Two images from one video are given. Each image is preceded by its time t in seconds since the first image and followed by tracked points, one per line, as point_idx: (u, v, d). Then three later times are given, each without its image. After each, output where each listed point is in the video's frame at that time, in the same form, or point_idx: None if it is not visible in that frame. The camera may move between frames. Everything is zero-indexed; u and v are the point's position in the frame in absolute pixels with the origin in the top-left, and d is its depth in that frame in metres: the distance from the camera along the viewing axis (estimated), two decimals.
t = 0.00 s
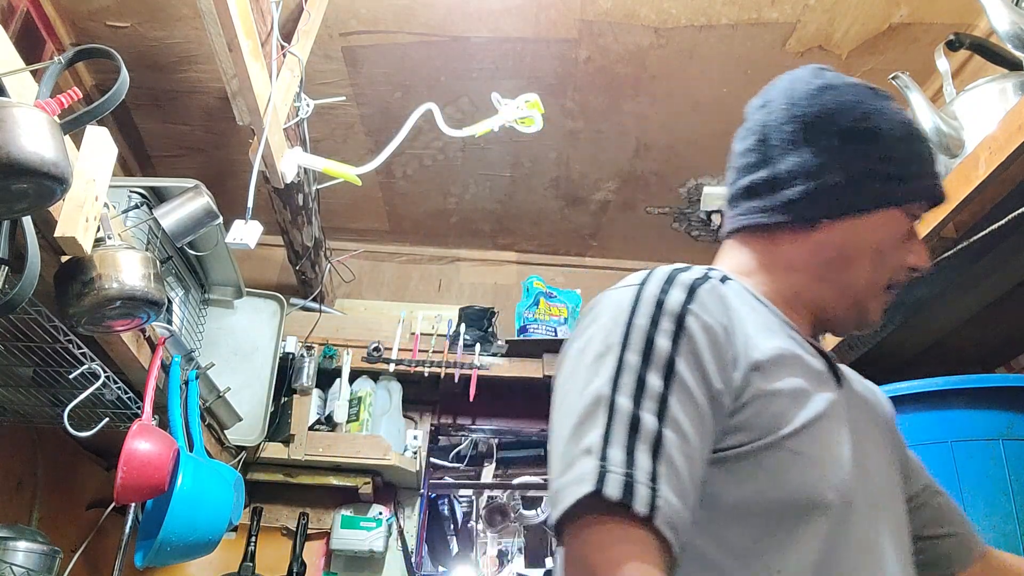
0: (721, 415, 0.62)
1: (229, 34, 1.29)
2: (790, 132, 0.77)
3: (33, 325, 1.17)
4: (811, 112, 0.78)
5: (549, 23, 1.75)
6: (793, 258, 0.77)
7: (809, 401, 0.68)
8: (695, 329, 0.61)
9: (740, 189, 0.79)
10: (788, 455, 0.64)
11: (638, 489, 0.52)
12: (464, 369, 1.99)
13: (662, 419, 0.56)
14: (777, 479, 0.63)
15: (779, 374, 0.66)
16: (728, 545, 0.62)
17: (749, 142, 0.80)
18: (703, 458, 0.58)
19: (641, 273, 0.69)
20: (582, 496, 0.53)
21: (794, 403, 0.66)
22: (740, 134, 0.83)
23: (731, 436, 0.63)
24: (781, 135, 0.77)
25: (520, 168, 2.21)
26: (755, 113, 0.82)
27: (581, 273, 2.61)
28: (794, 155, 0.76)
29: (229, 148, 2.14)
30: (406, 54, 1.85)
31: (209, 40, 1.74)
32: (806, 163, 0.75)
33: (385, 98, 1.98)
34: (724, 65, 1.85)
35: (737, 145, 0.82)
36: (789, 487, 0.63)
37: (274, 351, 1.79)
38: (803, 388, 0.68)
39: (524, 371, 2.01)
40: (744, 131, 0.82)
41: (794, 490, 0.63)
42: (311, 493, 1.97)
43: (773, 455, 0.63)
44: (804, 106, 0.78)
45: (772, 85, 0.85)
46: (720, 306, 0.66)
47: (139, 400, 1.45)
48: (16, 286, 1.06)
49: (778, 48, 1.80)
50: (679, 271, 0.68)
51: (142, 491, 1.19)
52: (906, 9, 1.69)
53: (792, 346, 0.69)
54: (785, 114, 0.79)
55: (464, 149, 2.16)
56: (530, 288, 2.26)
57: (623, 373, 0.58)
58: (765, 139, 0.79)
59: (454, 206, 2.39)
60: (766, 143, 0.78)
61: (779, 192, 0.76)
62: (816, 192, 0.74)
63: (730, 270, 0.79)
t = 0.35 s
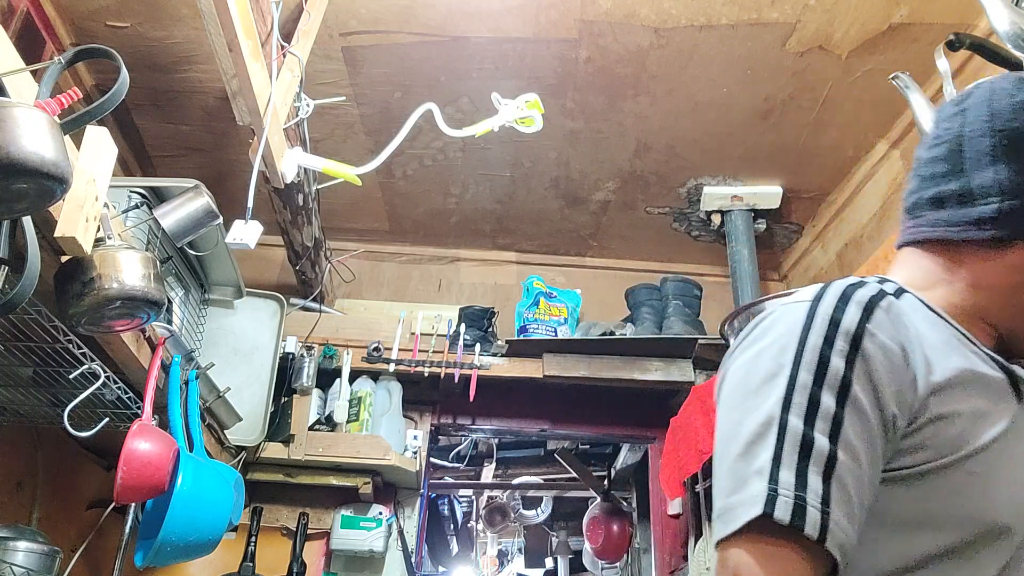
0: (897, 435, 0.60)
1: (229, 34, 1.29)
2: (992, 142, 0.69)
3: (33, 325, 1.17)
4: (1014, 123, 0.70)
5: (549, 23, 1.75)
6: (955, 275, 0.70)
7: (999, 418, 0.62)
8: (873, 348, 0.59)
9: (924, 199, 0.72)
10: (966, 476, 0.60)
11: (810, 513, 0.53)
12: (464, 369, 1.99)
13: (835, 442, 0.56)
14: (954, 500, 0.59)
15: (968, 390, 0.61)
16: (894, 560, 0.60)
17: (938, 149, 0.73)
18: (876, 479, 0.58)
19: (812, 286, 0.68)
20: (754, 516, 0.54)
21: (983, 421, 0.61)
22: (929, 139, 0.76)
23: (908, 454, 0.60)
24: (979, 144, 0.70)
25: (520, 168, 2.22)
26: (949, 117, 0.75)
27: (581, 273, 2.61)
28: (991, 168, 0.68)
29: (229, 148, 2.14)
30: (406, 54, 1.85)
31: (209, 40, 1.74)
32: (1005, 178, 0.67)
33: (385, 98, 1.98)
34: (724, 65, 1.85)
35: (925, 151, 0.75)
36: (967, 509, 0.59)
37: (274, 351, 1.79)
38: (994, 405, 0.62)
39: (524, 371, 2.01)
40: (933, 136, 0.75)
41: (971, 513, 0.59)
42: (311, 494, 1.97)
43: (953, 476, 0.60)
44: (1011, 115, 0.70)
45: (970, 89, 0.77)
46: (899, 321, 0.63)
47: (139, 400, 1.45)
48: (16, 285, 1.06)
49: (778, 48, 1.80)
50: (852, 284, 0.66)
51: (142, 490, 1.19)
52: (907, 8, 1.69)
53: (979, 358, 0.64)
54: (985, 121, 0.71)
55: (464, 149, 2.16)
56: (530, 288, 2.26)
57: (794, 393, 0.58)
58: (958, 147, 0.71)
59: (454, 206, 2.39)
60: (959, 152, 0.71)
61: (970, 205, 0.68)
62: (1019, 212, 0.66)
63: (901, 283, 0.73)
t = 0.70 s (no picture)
0: (953, 428, 0.58)
1: (229, 34, 1.29)
2: None
3: (33, 325, 1.17)
4: None
5: (549, 23, 1.75)
6: (1004, 268, 0.65)
7: None
8: (930, 339, 0.58)
9: (969, 191, 0.67)
10: None
11: (868, 504, 0.52)
12: (463, 369, 1.99)
13: (892, 433, 0.54)
14: (1010, 494, 0.58)
15: None
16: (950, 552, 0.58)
17: (988, 139, 0.68)
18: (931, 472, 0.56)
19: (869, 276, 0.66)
20: (811, 507, 0.53)
21: None
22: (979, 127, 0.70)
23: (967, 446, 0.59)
24: None
25: (520, 168, 2.22)
26: (1003, 102, 0.69)
27: (581, 273, 2.61)
28: None
29: (229, 148, 2.14)
30: (406, 55, 1.85)
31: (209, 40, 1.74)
32: None
33: (385, 98, 1.98)
34: (724, 65, 1.85)
35: (974, 140, 0.70)
36: None
37: (274, 351, 1.79)
38: None
39: (524, 371, 2.01)
40: (984, 125, 0.69)
41: None
42: (311, 494, 1.97)
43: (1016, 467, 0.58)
44: None
45: None
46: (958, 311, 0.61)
47: (139, 400, 1.45)
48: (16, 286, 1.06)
49: (778, 48, 1.80)
50: (906, 276, 0.63)
51: (142, 491, 1.19)
52: (907, 8, 1.69)
53: None
54: None
55: (464, 149, 2.16)
56: (530, 288, 2.26)
57: (851, 384, 0.56)
58: (1010, 137, 0.66)
59: (454, 206, 2.39)
60: (1009, 143, 0.65)
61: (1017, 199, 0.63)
62: None
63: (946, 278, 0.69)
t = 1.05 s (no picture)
0: (871, 440, 0.63)
1: (229, 34, 1.29)
2: (1001, 135, 0.70)
3: (33, 325, 1.17)
4: None
5: (549, 23, 1.75)
6: (959, 271, 0.72)
7: (979, 421, 0.65)
8: (849, 354, 0.63)
9: (931, 192, 0.73)
10: (945, 478, 0.63)
11: (772, 518, 0.57)
12: (463, 369, 1.99)
13: (806, 447, 0.60)
14: (932, 504, 0.62)
15: (945, 393, 0.65)
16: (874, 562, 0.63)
17: (947, 139, 0.74)
18: (847, 482, 0.62)
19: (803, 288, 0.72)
20: (718, 521, 0.59)
21: (960, 425, 0.64)
22: (938, 126, 0.76)
23: (886, 457, 0.64)
24: (987, 139, 0.70)
25: (520, 168, 2.22)
26: (959, 105, 0.75)
27: (581, 273, 2.61)
28: (999, 164, 0.69)
29: (229, 148, 2.14)
30: (407, 55, 1.85)
31: (209, 40, 1.74)
32: (1013, 174, 0.68)
33: (385, 98, 1.98)
34: (724, 65, 1.85)
35: (934, 139, 0.76)
36: (946, 513, 0.62)
37: (274, 351, 1.79)
38: (973, 408, 0.65)
39: (524, 371, 2.01)
40: (943, 124, 0.75)
41: (950, 516, 0.62)
42: (311, 493, 1.97)
43: (933, 478, 0.63)
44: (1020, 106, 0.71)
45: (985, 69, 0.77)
46: (880, 327, 0.67)
47: (139, 399, 1.45)
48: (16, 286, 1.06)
49: (778, 48, 1.80)
50: (840, 289, 0.69)
51: (142, 491, 1.19)
52: (907, 9, 1.69)
53: (966, 361, 0.67)
54: (994, 112, 0.71)
55: (464, 149, 2.16)
56: (530, 288, 2.26)
57: (769, 399, 0.62)
58: (965, 139, 0.72)
59: (454, 206, 2.39)
60: (968, 144, 0.72)
61: (977, 201, 0.70)
62: None
63: (904, 276, 0.76)
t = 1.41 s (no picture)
0: (781, 423, 0.65)
1: (229, 34, 1.29)
2: (864, 127, 0.77)
3: (33, 325, 1.17)
4: (882, 108, 0.77)
5: (549, 23, 1.75)
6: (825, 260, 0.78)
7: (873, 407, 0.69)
8: (759, 334, 0.65)
9: (801, 180, 0.78)
10: (848, 465, 0.66)
11: (705, 506, 0.57)
12: (463, 369, 1.99)
13: (724, 428, 0.61)
14: (836, 490, 0.65)
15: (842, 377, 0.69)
16: (786, 557, 0.65)
17: (814, 131, 0.80)
18: (761, 466, 0.63)
19: (700, 268, 0.73)
20: (650, 511, 0.57)
21: (858, 409, 0.68)
22: (804, 118, 0.82)
23: (789, 443, 0.66)
24: (851, 131, 0.77)
25: (520, 168, 2.22)
26: (823, 99, 0.82)
27: (581, 273, 2.61)
28: (862, 154, 0.76)
29: (229, 148, 2.14)
30: (407, 55, 1.85)
31: (209, 40, 1.74)
32: (875, 163, 0.75)
33: (385, 98, 1.98)
34: (723, 64, 1.85)
35: (801, 131, 0.81)
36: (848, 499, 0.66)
37: (274, 351, 1.79)
38: (864, 393, 0.69)
39: (524, 371, 2.01)
40: (809, 117, 0.81)
41: (852, 501, 0.66)
42: (311, 493, 1.97)
43: (835, 465, 0.66)
44: (878, 101, 0.78)
45: (840, 69, 0.85)
46: (783, 308, 0.69)
47: (139, 400, 1.45)
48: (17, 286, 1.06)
49: (778, 48, 1.80)
50: (740, 269, 0.71)
51: (142, 491, 1.19)
52: (907, 9, 1.69)
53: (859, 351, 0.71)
54: (857, 105, 0.78)
55: (464, 149, 2.16)
56: (530, 288, 2.27)
57: (686, 379, 0.62)
58: (832, 130, 0.78)
59: (454, 206, 2.39)
60: (834, 134, 0.78)
61: (846, 188, 0.75)
62: (886, 194, 0.74)
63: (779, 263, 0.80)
